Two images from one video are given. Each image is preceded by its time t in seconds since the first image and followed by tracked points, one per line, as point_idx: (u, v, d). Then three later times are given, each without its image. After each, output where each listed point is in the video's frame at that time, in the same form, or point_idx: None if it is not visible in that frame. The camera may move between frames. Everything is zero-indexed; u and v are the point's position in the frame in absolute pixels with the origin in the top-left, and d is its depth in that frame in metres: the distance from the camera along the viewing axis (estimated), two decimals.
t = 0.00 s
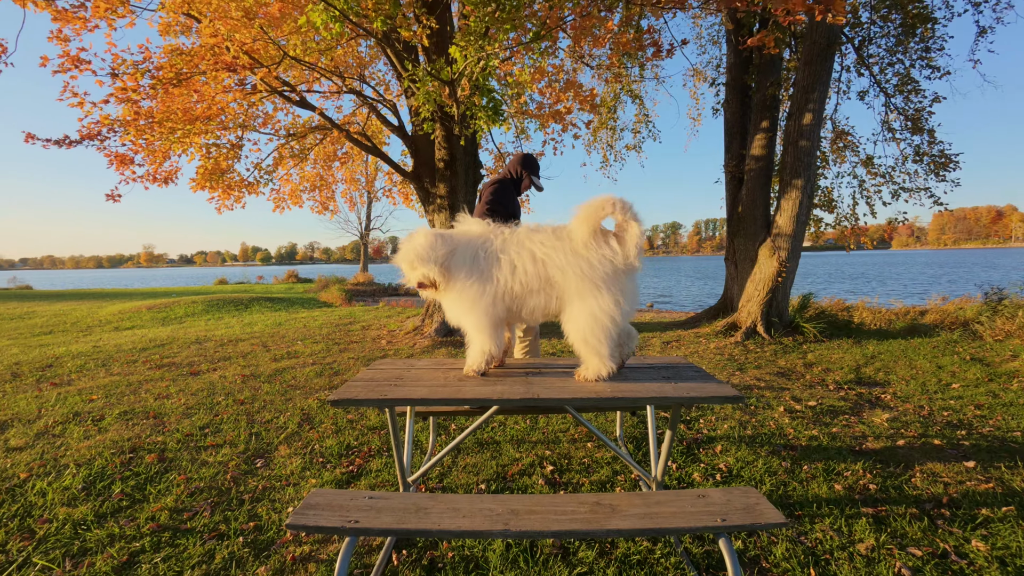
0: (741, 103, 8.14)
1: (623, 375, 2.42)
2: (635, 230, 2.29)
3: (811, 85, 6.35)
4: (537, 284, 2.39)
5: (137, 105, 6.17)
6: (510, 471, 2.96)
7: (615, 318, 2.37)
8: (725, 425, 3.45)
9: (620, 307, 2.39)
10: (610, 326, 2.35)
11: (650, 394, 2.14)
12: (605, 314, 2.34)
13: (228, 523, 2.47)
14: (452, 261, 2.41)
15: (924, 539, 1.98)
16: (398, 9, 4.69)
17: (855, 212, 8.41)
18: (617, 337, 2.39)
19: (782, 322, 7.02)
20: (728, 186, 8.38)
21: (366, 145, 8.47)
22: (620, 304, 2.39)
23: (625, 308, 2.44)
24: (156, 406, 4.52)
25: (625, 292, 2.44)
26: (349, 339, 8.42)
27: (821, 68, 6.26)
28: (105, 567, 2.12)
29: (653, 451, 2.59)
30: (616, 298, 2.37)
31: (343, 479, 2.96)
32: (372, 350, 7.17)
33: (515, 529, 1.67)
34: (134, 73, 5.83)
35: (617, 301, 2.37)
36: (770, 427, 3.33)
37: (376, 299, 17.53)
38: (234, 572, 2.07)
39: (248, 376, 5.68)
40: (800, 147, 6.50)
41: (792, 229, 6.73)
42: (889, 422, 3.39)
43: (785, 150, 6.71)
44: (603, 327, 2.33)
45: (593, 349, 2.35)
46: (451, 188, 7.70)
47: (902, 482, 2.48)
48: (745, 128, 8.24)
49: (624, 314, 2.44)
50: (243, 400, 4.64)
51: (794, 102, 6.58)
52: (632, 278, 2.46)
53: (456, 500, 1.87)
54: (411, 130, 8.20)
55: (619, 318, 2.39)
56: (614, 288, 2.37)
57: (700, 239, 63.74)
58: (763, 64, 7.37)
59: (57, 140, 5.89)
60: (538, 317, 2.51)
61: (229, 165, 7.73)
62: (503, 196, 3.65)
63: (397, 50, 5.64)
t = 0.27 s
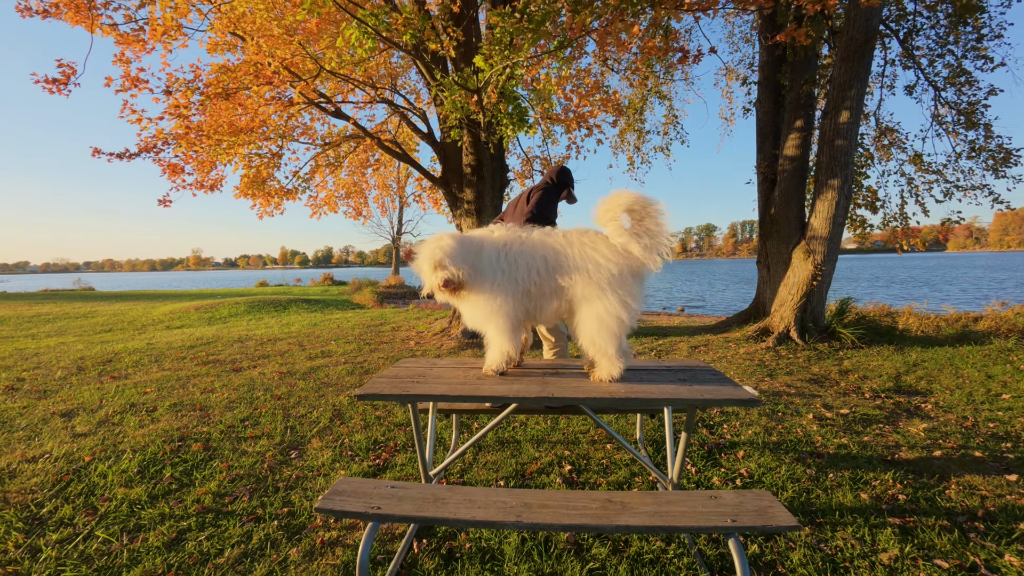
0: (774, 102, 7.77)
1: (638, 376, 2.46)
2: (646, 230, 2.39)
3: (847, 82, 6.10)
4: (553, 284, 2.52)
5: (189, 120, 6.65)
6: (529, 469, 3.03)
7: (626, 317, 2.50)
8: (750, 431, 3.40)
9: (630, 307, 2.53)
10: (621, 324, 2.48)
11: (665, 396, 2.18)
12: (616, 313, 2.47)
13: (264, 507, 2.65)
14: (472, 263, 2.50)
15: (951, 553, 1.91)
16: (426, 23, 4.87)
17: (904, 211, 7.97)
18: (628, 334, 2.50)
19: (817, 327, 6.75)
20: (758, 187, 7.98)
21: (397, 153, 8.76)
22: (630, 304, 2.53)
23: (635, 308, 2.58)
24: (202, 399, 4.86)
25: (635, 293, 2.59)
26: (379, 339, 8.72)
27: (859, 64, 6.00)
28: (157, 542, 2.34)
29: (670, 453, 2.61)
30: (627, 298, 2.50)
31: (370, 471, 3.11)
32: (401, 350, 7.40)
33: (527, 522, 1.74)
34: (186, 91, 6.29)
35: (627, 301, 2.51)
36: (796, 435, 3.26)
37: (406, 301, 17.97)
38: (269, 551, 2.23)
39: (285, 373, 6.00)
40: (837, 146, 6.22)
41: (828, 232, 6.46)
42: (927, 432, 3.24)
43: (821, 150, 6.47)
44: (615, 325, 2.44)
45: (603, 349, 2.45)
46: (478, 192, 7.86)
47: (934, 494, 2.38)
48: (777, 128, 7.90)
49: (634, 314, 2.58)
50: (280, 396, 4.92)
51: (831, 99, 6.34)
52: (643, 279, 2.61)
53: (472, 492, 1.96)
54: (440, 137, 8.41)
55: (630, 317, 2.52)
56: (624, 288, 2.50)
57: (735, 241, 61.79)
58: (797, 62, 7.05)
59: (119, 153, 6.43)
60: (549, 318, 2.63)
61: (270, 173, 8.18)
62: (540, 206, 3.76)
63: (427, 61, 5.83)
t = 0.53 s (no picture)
0: (797, 102, 7.62)
1: (647, 377, 2.50)
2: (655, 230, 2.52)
3: (873, 80, 5.94)
4: (564, 285, 2.61)
5: (223, 130, 7.01)
6: (541, 467, 3.11)
7: (633, 316, 2.60)
8: (765, 434, 3.37)
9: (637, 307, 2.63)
10: (630, 322, 2.57)
11: (671, 396, 2.22)
12: (625, 312, 2.56)
13: (290, 495, 2.81)
14: (485, 265, 2.59)
15: (964, 558, 1.90)
16: (445, 34, 5.03)
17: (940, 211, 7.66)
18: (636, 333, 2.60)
19: (842, 331, 6.56)
20: (781, 188, 7.83)
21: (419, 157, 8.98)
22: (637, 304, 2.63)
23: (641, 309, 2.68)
24: (233, 394, 5.12)
25: (641, 294, 2.70)
26: (400, 340, 8.94)
27: (886, 61, 5.84)
28: (193, 523, 2.52)
29: (679, 453, 2.64)
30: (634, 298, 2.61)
31: (389, 465, 3.25)
32: (421, 350, 7.58)
33: (533, 512, 1.82)
34: (221, 102, 6.65)
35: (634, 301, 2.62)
36: (812, 439, 3.23)
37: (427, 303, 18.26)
38: (294, 535, 2.37)
39: (310, 371, 6.25)
40: (862, 146, 6.06)
41: (854, 233, 6.29)
42: (952, 439, 3.15)
43: (846, 150, 6.32)
44: (624, 324, 2.52)
45: (612, 349, 2.53)
46: (496, 196, 7.98)
47: (953, 500, 2.34)
48: (801, 127, 7.73)
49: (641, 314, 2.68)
50: (305, 393, 5.13)
51: (856, 98, 6.19)
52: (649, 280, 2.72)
53: (483, 484, 2.05)
54: (460, 142, 8.58)
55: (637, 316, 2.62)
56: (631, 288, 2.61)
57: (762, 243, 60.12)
58: (821, 61, 6.87)
59: (159, 162, 6.83)
60: (559, 319, 2.72)
61: (298, 179, 8.52)
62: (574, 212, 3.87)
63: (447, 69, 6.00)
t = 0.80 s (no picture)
0: (821, 102, 7.44)
1: (655, 380, 2.54)
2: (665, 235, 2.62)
3: (901, 78, 5.77)
4: (575, 289, 2.68)
5: (253, 139, 7.35)
6: (553, 467, 3.18)
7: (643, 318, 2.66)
8: (779, 440, 3.35)
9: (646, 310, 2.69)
10: (640, 325, 2.62)
11: (678, 399, 2.26)
12: (634, 315, 2.62)
13: (313, 488, 2.97)
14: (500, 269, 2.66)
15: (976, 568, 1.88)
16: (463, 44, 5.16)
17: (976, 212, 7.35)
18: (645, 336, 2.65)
19: (868, 336, 6.38)
20: (805, 190, 7.65)
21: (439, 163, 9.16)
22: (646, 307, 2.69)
23: (650, 313, 2.74)
24: (261, 392, 5.38)
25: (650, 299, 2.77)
26: (420, 341, 9.13)
27: (914, 59, 5.67)
28: (225, 511, 2.70)
29: (688, 456, 2.67)
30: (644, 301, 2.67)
31: (406, 461, 3.38)
32: (440, 351, 7.75)
33: (540, 508, 1.90)
34: (252, 113, 6.97)
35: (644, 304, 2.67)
36: (828, 445, 3.20)
37: (447, 305, 18.51)
38: (317, 525, 2.52)
39: (333, 370, 6.48)
40: (889, 146, 5.89)
41: (880, 236, 6.12)
42: (975, 449, 3.08)
43: (873, 150, 6.16)
44: (633, 326, 2.58)
45: (621, 351, 2.58)
46: (514, 200, 8.07)
47: (970, 509, 2.30)
48: (826, 127, 7.54)
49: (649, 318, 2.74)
50: (328, 392, 5.34)
51: (883, 98, 6.03)
52: (658, 286, 2.79)
53: (493, 480, 2.14)
54: (478, 147, 8.72)
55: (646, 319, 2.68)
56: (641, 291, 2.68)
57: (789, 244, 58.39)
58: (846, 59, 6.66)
59: (195, 170, 7.20)
60: (569, 322, 2.78)
61: (323, 185, 8.82)
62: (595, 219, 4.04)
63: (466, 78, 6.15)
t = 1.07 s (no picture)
0: (843, 99, 7.24)
1: (663, 383, 2.55)
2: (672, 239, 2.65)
3: (926, 75, 5.60)
4: (583, 292, 2.71)
5: (275, 144, 7.58)
6: (562, 467, 3.22)
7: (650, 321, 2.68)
8: (793, 444, 3.31)
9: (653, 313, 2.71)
10: (647, 328, 2.65)
11: (684, 402, 2.27)
12: (642, 318, 2.64)
13: (329, 482, 3.07)
14: (510, 272, 2.70)
15: None
16: (477, 48, 5.23)
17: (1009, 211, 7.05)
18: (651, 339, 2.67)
19: (891, 339, 6.20)
20: (826, 189, 7.46)
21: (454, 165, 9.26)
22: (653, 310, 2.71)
23: (657, 316, 2.76)
24: (282, 389, 5.56)
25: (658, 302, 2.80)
26: (435, 341, 9.26)
27: (940, 55, 5.49)
28: (245, 503, 2.82)
29: (697, 459, 2.67)
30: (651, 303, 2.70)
31: (418, 459, 3.46)
32: (454, 351, 7.85)
33: (545, 506, 1.95)
34: (274, 119, 7.20)
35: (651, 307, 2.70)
36: (843, 451, 3.14)
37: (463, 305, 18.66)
38: (331, 518, 2.61)
39: (350, 369, 6.64)
40: (914, 144, 5.71)
41: (904, 236, 5.95)
42: (999, 457, 2.98)
43: (896, 149, 5.97)
44: (639, 329, 2.60)
45: (628, 354, 2.60)
46: (529, 201, 8.09)
47: (989, 518, 2.25)
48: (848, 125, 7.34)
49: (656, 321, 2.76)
50: (345, 390, 5.48)
51: (907, 94, 5.85)
52: (665, 290, 2.82)
53: (500, 478, 2.20)
54: (493, 149, 8.78)
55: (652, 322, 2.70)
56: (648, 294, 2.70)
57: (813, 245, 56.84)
58: (869, 56, 6.47)
59: (219, 174, 7.47)
60: (577, 325, 2.81)
61: (341, 188, 9.03)
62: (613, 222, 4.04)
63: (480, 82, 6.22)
